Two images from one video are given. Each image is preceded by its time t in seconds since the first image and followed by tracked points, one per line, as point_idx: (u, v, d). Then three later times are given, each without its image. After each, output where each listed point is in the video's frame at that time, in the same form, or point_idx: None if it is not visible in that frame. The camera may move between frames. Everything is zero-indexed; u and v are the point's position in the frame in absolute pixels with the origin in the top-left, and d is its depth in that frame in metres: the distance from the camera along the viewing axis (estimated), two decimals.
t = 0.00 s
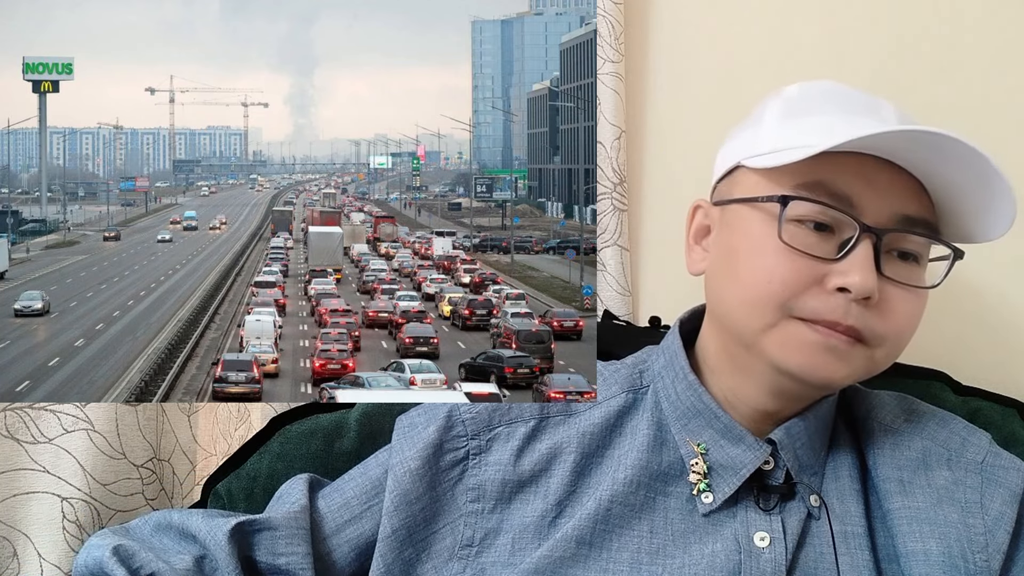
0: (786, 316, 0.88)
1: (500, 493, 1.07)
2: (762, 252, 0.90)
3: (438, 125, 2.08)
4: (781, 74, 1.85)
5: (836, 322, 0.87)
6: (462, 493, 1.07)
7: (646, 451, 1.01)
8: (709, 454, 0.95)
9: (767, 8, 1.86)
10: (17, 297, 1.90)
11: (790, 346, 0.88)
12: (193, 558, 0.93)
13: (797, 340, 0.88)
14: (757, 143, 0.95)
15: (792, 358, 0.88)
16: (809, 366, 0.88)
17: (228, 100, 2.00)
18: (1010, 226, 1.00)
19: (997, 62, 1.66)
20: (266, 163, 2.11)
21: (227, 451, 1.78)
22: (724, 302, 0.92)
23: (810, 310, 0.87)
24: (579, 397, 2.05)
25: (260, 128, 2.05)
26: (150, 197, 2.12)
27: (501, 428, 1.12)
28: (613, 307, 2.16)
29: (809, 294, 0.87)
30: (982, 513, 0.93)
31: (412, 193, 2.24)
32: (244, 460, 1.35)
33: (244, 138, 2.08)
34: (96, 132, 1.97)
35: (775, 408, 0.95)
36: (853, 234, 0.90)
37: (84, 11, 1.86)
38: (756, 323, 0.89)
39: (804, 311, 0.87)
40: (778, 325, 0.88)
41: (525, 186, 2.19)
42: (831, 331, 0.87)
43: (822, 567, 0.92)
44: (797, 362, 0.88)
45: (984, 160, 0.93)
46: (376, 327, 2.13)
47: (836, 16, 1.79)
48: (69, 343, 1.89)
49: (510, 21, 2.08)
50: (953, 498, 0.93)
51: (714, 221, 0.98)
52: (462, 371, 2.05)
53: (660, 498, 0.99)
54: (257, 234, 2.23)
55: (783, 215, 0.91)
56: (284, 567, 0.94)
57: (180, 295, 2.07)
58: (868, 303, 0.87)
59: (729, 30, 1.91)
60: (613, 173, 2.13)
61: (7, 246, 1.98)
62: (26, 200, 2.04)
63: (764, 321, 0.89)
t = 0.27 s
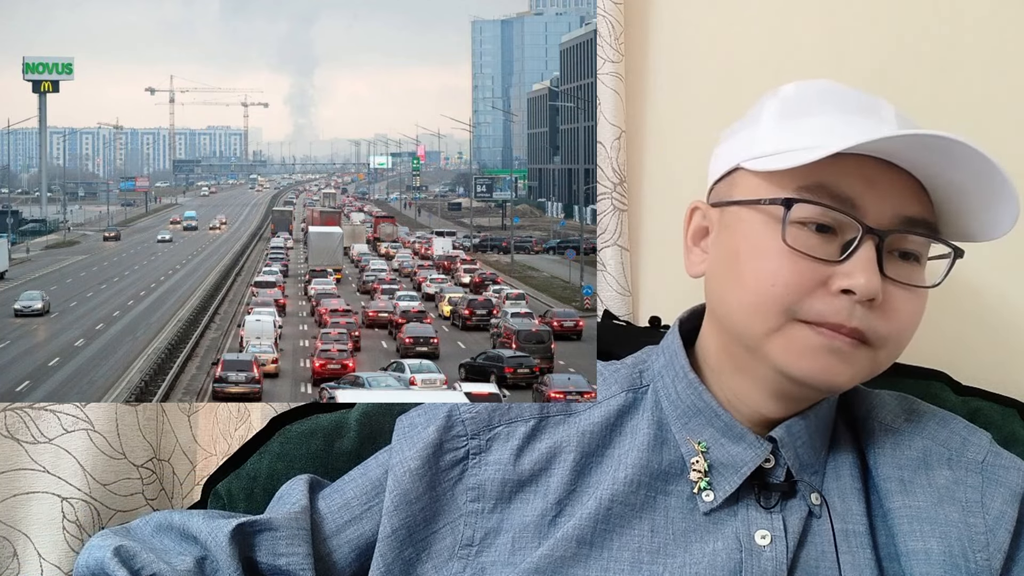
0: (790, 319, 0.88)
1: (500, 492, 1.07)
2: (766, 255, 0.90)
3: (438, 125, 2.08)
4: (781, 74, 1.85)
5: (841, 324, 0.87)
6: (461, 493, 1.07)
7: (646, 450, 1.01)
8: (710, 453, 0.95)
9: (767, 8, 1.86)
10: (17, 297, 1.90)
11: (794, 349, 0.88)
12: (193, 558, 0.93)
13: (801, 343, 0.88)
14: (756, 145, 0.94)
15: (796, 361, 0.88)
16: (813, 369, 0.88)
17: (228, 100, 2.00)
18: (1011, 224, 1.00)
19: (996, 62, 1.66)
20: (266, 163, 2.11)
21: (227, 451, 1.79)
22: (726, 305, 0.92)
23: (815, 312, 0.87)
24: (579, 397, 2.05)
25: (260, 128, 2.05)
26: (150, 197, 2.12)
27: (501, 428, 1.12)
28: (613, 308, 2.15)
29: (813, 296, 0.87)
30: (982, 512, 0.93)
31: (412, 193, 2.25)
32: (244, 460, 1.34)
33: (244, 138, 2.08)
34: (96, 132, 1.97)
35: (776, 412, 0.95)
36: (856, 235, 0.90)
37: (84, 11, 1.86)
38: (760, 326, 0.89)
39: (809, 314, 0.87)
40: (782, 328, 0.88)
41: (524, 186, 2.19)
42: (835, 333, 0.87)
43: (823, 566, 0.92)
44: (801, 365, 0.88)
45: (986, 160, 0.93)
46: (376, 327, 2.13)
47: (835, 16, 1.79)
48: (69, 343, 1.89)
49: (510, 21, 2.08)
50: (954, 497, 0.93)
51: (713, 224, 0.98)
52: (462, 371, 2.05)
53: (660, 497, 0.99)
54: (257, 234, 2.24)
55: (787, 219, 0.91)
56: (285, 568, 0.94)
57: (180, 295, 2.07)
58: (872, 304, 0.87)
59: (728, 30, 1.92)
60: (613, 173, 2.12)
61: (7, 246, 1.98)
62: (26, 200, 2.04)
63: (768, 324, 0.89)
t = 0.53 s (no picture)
0: (787, 319, 0.88)
1: (500, 491, 1.07)
2: (761, 257, 0.90)
3: (438, 125, 2.08)
4: (780, 73, 1.85)
5: (838, 321, 0.87)
6: (461, 492, 1.07)
7: (646, 448, 1.01)
8: (710, 451, 0.95)
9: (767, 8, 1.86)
10: (17, 297, 1.90)
11: (792, 350, 0.88)
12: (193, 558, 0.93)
13: (798, 343, 0.87)
14: (746, 146, 0.95)
15: (793, 363, 0.88)
16: (811, 370, 0.88)
17: (228, 100, 2.00)
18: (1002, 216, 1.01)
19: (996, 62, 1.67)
20: (266, 163, 2.11)
21: (227, 451, 1.78)
22: (723, 309, 0.92)
23: (811, 311, 0.87)
24: (579, 397, 2.06)
25: (260, 128, 2.05)
26: (150, 197, 2.12)
27: (501, 426, 1.12)
28: (613, 308, 2.11)
29: (809, 295, 0.87)
30: (983, 511, 0.93)
31: (412, 193, 2.24)
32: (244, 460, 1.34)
33: (244, 138, 2.08)
34: (96, 132, 1.97)
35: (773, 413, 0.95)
36: (848, 232, 0.91)
37: (84, 11, 1.86)
38: (758, 329, 0.89)
39: (805, 312, 0.87)
40: (780, 330, 0.88)
41: (524, 186, 2.20)
42: (831, 330, 0.87)
43: (824, 564, 0.92)
44: (799, 365, 0.88)
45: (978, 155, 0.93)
46: (376, 327, 2.13)
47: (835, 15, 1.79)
48: (69, 343, 1.89)
49: (510, 21, 2.08)
50: (954, 496, 0.93)
51: (705, 227, 0.98)
52: (463, 371, 2.05)
53: (660, 495, 0.99)
54: (258, 234, 2.24)
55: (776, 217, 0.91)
56: (285, 568, 0.94)
57: (181, 295, 2.07)
58: (868, 299, 0.87)
59: (728, 29, 1.91)
60: (613, 173, 2.09)
61: (7, 246, 1.98)
62: (26, 200, 2.03)
63: (766, 326, 0.88)
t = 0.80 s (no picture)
0: (748, 304, 0.89)
1: (499, 487, 1.08)
2: (715, 249, 0.91)
3: (438, 125, 2.08)
4: (781, 73, 1.81)
5: (794, 296, 0.87)
6: (461, 489, 1.08)
7: (646, 444, 1.01)
8: (710, 447, 0.95)
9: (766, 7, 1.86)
10: (17, 297, 1.91)
11: (757, 333, 0.88)
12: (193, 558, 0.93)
13: (762, 325, 0.88)
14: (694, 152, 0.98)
15: (760, 345, 0.89)
16: (779, 350, 0.88)
17: (228, 100, 2.00)
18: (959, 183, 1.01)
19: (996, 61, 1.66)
20: (266, 163, 2.11)
21: (227, 451, 1.77)
22: (694, 306, 0.93)
23: (767, 292, 0.88)
24: (579, 397, 2.04)
25: (260, 128, 2.05)
26: (150, 197, 2.12)
27: (501, 424, 1.14)
28: (613, 308, 2.06)
29: (762, 276, 0.88)
30: (984, 509, 0.93)
31: (412, 193, 2.24)
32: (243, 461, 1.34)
33: (244, 138, 2.08)
34: (96, 132, 1.97)
35: (762, 404, 0.95)
36: (794, 212, 0.92)
37: (84, 11, 1.86)
38: (722, 318, 0.90)
39: (762, 295, 0.88)
40: (742, 315, 0.89)
41: (525, 186, 2.20)
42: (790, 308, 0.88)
43: (825, 562, 0.92)
44: (766, 348, 0.89)
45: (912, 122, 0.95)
46: (376, 327, 2.13)
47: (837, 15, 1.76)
48: (69, 343, 1.89)
49: (510, 21, 2.08)
50: (955, 494, 0.94)
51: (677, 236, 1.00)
52: (462, 371, 2.05)
53: (660, 491, 1.00)
54: (257, 234, 2.24)
55: (722, 209, 0.93)
56: (284, 567, 0.94)
57: (180, 295, 2.07)
58: (821, 270, 0.88)
59: (728, 28, 1.87)
60: (613, 173, 2.04)
61: (7, 246, 1.98)
62: (26, 200, 2.03)
63: (729, 314, 0.90)
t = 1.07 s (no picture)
0: (734, 307, 0.89)
1: (498, 487, 1.08)
2: (694, 258, 0.91)
3: (438, 125, 2.08)
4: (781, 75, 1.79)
5: (777, 294, 0.87)
6: (461, 488, 1.08)
7: (645, 443, 1.01)
8: (708, 446, 0.95)
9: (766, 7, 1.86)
10: (17, 297, 1.91)
11: (746, 335, 0.89)
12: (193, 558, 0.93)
13: (749, 327, 0.88)
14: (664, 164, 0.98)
15: (748, 346, 0.89)
16: (769, 349, 0.88)
17: (228, 100, 2.00)
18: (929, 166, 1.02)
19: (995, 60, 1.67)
20: (266, 163, 2.11)
21: (227, 451, 1.77)
22: (682, 313, 0.94)
23: (750, 293, 0.88)
24: (579, 397, 2.05)
25: (260, 128, 2.05)
26: (150, 197, 2.12)
27: (500, 423, 1.14)
28: (613, 308, 2.06)
29: (744, 278, 0.88)
30: (984, 508, 0.93)
31: (412, 193, 2.24)
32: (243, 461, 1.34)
33: (244, 138, 2.08)
34: (96, 132, 1.97)
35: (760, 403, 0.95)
36: (766, 212, 0.91)
37: (84, 11, 1.86)
38: (710, 323, 0.90)
39: (745, 297, 0.88)
40: (728, 318, 0.89)
41: (524, 186, 2.21)
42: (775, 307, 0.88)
43: (824, 561, 0.92)
44: (754, 348, 0.89)
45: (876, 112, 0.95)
46: (376, 327, 2.13)
47: (837, 17, 1.72)
48: (69, 343, 1.89)
49: (510, 21, 2.08)
50: (955, 493, 0.94)
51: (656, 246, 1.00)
52: (462, 371, 2.05)
53: (660, 490, 1.00)
54: (257, 234, 2.24)
55: (696, 220, 0.93)
56: (284, 567, 0.94)
57: (181, 295, 2.07)
58: (801, 266, 0.88)
59: (727, 29, 1.86)
60: (613, 173, 2.05)
61: (7, 246, 1.98)
62: (26, 200, 2.03)
63: (717, 318, 0.90)
